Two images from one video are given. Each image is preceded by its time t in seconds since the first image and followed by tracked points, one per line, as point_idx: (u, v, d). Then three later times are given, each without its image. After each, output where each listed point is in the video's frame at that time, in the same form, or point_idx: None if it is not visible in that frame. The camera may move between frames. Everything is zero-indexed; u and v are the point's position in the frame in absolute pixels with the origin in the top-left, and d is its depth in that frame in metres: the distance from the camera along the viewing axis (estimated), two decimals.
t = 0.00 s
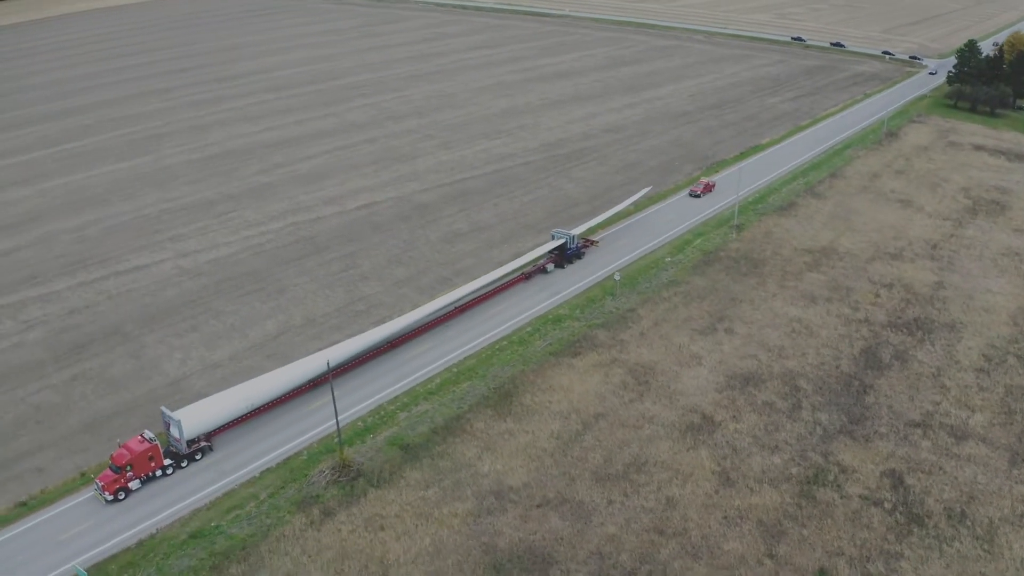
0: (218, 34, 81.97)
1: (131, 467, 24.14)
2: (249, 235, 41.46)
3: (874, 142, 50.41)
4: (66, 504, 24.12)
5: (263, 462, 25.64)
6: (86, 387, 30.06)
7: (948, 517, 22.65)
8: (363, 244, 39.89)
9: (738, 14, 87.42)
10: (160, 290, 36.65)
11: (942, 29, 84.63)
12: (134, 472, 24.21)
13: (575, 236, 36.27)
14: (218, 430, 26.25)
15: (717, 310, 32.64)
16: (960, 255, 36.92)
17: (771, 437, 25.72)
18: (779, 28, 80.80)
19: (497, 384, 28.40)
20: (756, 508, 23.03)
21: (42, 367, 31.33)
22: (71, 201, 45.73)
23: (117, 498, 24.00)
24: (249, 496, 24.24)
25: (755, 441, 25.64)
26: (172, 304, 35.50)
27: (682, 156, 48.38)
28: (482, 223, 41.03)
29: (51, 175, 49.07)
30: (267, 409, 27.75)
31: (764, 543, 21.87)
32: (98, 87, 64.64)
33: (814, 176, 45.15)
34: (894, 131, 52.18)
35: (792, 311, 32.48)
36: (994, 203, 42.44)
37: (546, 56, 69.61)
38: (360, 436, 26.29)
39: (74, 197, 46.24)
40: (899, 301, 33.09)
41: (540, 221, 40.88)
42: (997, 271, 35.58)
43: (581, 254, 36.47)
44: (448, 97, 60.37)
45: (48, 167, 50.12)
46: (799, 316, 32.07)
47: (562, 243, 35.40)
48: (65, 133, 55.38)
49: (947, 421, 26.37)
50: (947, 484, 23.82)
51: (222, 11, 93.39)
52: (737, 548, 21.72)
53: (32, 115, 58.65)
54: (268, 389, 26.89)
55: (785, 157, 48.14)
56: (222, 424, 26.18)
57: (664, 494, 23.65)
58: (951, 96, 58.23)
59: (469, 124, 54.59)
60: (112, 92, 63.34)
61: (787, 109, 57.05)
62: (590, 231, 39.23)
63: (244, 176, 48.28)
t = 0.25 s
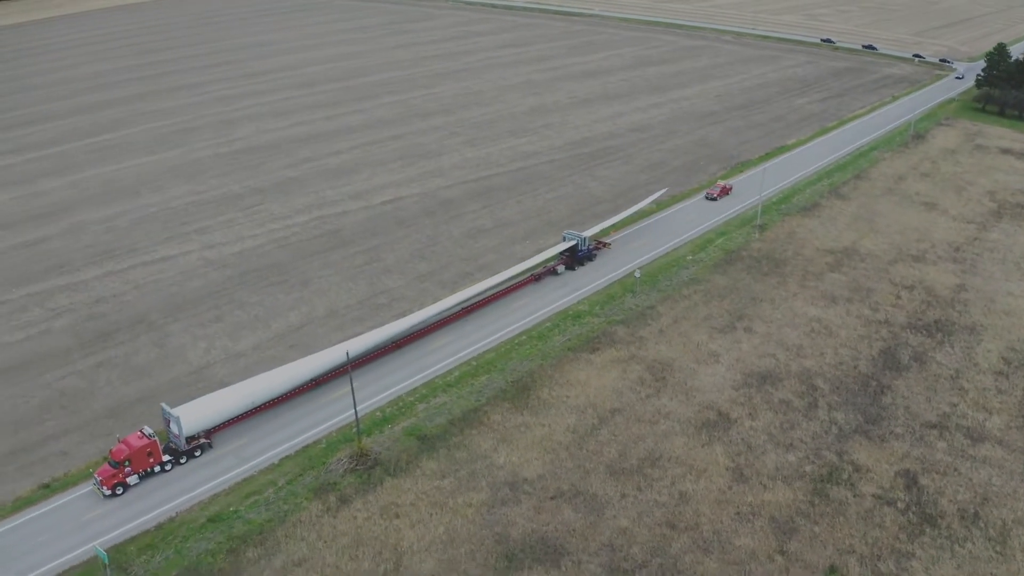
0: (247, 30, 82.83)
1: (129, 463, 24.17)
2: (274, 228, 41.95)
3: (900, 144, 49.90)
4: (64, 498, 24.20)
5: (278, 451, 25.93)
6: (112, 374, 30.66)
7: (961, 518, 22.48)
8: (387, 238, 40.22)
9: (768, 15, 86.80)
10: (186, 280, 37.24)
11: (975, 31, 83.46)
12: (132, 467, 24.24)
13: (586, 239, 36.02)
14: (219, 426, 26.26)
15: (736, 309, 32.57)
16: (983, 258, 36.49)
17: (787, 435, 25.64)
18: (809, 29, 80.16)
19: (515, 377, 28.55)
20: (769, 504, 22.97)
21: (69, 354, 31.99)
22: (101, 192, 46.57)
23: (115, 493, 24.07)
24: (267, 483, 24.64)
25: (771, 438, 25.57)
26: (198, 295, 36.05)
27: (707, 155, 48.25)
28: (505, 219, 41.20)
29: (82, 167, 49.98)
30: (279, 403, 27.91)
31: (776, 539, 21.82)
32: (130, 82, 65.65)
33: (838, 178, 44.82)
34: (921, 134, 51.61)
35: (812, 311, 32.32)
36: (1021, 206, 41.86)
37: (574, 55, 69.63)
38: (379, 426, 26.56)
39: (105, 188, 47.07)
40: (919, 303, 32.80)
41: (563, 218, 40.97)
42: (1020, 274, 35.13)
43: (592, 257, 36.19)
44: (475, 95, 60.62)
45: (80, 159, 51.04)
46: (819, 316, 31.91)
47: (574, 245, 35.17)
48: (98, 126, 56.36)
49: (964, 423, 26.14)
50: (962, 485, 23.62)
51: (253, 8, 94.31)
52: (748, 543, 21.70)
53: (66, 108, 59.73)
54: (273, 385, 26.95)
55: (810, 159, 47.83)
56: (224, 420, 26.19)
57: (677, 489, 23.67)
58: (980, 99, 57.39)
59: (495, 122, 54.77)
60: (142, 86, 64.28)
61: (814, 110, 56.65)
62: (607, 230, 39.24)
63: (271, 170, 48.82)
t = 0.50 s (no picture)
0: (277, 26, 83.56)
1: (126, 458, 24.22)
2: (300, 221, 42.38)
3: (926, 146, 49.33)
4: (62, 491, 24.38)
5: (294, 441, 26.27)
6: (136, 362, 31.25)
7: (974, 519, 22.30)
8: (410, 233, 40.51)
9: (796, 15, 85.94)
10: (211, 272, 37.82)
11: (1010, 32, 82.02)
12: (130, 463, 24.32)
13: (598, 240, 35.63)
14: (218, 423, 26.27)
15: (756, 308, 32.48)
16: (1006, 261, 35.99)
17: (802, 434, 25.55)
18: (839, 30, 79.34)
19: (533, 371, 28.70)
20: (782, 502, 22.93)
21: (94, 342, 32.60)
22: (130, 184, 47.33)
23: (112, 488, 24.19)
24: (286, 470, 25.02)
25: (786, 436, 25.49)
26: (222, 286, 36.57)
27: (731, 155, 48.08)
28: (527, 216, 41.34)
29: (112, 159, 50.79)
30: (291, 396, 28.12)
31: (787, 536, 21.79)
32: (160, 76, 66.52)
33: (863, 179, 44.45)
34: (947, 136, 50.91)
35: (832, 311, 32.13)
36: None
37: (601, 54, 69.57)
38: (397, 417, 26.84)
39: (134, 180, 47.84)
40: (940, 305, 32.48)
41: (586, 215, 41.03)
42: None
43: (604, 258, 35.80)
44: (502, 93, 60.78)
45: (110, 151, 51.88)
46: (838, 317, 31.72)
47: (584, 246, 34.81)
48: (128, 119, 57.20)
49: (981, 425, 25.88)
50: (976, 486, 23.41)
51: (285, 5, 95.17)
52: (759, 540, 21.68)
53: (97, 101, 60.69)
54: (274, 382, 26.95)
55: (835, 160, 47.47)
56: (223, 417, 26.20)
57: (690, 484, 23.70)
58: (1009, 102, 56.30)
59: (521, 120, 54.92)
60: (174, 81, 65.17)
61: (840, 112, 56.18)
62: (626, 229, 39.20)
63: (299, 165, 49.30)
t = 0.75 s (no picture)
0: (306, 23, 84.20)
1: (124, 453, 24.44)
2: (325, 216, 42.80)
3: (953, 149, 48.71)
4: (59, 487, 24.59)
5: (311, 431, 26.61)
6: (160, 351, 31.86)
7: (988, 521, 22.13)
8: (433, 228, 40.76)
9: (826, 15, 84.99)
10: (236, 264, 38.35)
11: None
12: (127, 458, 24.51)
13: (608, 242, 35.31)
14: (219, 420, 26.46)
15: (776, 307, 32.35)
16: None
17: (817, 433, 25.47)
18: (870, 31, 78.41)
19: (551, 366, 28.81)
20: (795, 499, 22.91)
21: (120, 331, 33.29)
22: (159, 177, 48.07)
23: (110, 483, 24.39)
24: (305, 458, 25.39)
25: (801, 435, 25.42)
26: (247, 278, 37.08)
27: (756, 156, 47.85)
28: (550, 213, 41.44)
29: (142, 152, 51.61)
30: (306, 388, 28.42)
31: (799, 534, 21.78)
32: (190, 71, 67.37)
33: (888, 182, 44.04)
34: (974, 140, 50.18)
35: (852, 312, 31.92)
36: None
37: (629, 54, 69.45)
38: (415, 408, 27.07)
39: (163, 173, 48.60)
40: (961, 308, 32.14)
41: (608, 213, 41.06)
42: None
43: (614, 261, 35.47)
44: (528, 91, 60.89)
45: (140, 145, 52.70)
46: (858, 317, 31.51)
47: (594, 248, 34.51)
48: (158, 114, 58.05)
49: (998, 428, 25.63)
50: (991, 489, 23.21)
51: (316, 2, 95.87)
52: (770, 536, 21.70)
53: (129, 96, 61.65)
54: (274, 379, 27.08)
55: (860, 162, 47.06)
56: (223, 414, 26.37)
57: (704, 480, 23.73)
58: None
59: (546, 118, 54.97)
60: (205, 76, 65.97)
61: (867, 114, 55.63)
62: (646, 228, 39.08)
63: (325, 160, 49.76)
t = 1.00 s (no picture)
0: (335, 20, 84.77)
1: (121, 448, 24.61)
2: (350, 210, 43.17)
3: (981, 153, 48.12)
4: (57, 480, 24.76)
5: (328, 421, 26.91)
6: (184, 340, 32.42)
7: (1002, 523, 21.95)
8: (457, 224, 40.98)
9: (857, 16, 84.02)
10: (261, 256, 38.82)
11: None
12: (125, 453, 24.67)
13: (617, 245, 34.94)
14: (219, 417, 26.53)
15: (796, 307, 32.20)
16: None
17: (833, 432, 25.36)
18: (900, 33, 77.57)
19: (569, 361, 28.90)
20: (809, 497, 22.85)
21: (145, 320, 33.89)
22: (188, 170, 48.74)
23: (107, 477, 24.56)
24: (324, 447, 25.70)
25: (817, 434, 25.32)
26: (272, 270, 37.53)
27: (781, 157, 47.60)
28: (574, 211, 41.48)
29: (171, 146, 52.35)
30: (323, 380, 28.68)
31: (811, 532, 21.72)
32: (221, 67, 68.13)
33: (913, 184, 43.61)
34: (1002, 143, 49.54)
35: (872, 313, 31.69)
36: None
37: (656, 54, 69.25)
38: (433, 400, 27.28)
39: (192, 166, 49.28)
40: (982, 311, 31.80)
41: (631, 211, 41.06)
42: None
43: (624, 264, 35.10)
44: (555, 91, 60.94)
45: (170, 138, 53.45)
46: (878, 318, 31.28)
47: (602, 251, 34.17)
48: (188, 108, 58.80)
49: (1016, 430, 25.37)
50: (1006, 491, 23.00)
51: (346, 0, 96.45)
52: (782, 534, 21.67)
53: (159, 90, 62.51)
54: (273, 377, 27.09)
55: (885, 164, 46.62)
56: (222, 411, 26.41)
57: (718, 476, 23.73)
58: None
59: (572, 117, 54.99)
60: (235, 72, 66.67)
61: (895, 116, 55.10)
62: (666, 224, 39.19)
63: (352, 156, 50.16)
